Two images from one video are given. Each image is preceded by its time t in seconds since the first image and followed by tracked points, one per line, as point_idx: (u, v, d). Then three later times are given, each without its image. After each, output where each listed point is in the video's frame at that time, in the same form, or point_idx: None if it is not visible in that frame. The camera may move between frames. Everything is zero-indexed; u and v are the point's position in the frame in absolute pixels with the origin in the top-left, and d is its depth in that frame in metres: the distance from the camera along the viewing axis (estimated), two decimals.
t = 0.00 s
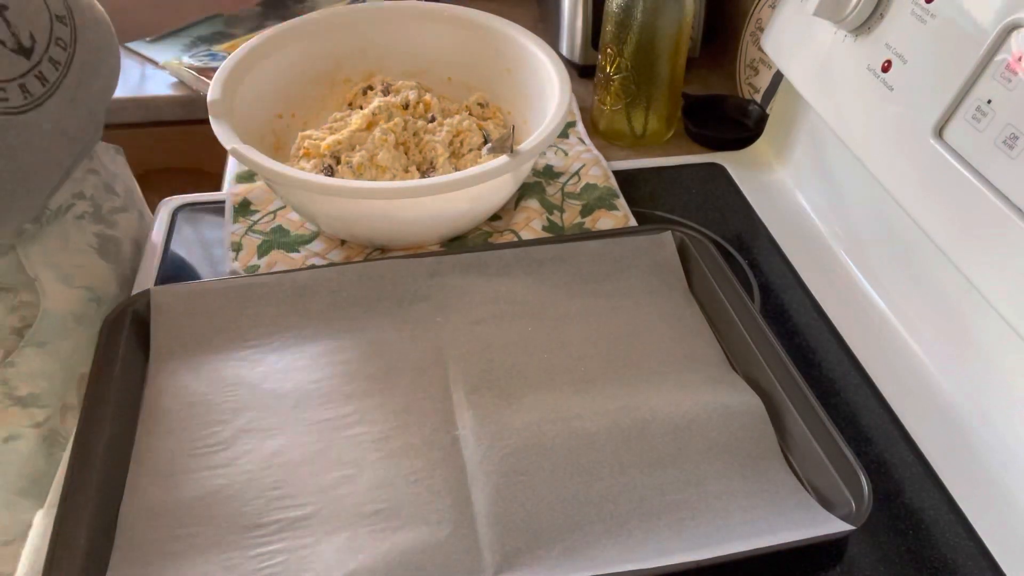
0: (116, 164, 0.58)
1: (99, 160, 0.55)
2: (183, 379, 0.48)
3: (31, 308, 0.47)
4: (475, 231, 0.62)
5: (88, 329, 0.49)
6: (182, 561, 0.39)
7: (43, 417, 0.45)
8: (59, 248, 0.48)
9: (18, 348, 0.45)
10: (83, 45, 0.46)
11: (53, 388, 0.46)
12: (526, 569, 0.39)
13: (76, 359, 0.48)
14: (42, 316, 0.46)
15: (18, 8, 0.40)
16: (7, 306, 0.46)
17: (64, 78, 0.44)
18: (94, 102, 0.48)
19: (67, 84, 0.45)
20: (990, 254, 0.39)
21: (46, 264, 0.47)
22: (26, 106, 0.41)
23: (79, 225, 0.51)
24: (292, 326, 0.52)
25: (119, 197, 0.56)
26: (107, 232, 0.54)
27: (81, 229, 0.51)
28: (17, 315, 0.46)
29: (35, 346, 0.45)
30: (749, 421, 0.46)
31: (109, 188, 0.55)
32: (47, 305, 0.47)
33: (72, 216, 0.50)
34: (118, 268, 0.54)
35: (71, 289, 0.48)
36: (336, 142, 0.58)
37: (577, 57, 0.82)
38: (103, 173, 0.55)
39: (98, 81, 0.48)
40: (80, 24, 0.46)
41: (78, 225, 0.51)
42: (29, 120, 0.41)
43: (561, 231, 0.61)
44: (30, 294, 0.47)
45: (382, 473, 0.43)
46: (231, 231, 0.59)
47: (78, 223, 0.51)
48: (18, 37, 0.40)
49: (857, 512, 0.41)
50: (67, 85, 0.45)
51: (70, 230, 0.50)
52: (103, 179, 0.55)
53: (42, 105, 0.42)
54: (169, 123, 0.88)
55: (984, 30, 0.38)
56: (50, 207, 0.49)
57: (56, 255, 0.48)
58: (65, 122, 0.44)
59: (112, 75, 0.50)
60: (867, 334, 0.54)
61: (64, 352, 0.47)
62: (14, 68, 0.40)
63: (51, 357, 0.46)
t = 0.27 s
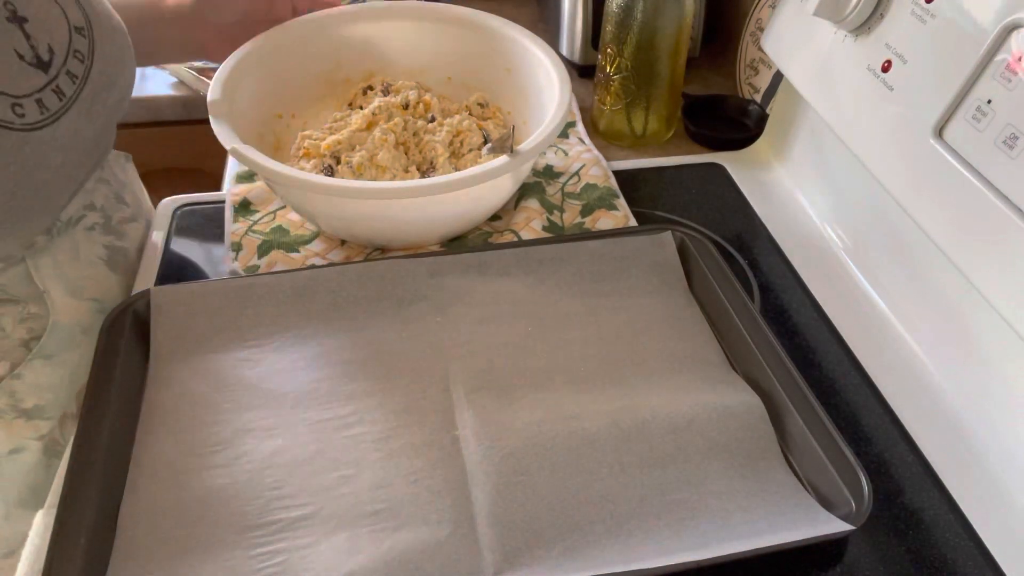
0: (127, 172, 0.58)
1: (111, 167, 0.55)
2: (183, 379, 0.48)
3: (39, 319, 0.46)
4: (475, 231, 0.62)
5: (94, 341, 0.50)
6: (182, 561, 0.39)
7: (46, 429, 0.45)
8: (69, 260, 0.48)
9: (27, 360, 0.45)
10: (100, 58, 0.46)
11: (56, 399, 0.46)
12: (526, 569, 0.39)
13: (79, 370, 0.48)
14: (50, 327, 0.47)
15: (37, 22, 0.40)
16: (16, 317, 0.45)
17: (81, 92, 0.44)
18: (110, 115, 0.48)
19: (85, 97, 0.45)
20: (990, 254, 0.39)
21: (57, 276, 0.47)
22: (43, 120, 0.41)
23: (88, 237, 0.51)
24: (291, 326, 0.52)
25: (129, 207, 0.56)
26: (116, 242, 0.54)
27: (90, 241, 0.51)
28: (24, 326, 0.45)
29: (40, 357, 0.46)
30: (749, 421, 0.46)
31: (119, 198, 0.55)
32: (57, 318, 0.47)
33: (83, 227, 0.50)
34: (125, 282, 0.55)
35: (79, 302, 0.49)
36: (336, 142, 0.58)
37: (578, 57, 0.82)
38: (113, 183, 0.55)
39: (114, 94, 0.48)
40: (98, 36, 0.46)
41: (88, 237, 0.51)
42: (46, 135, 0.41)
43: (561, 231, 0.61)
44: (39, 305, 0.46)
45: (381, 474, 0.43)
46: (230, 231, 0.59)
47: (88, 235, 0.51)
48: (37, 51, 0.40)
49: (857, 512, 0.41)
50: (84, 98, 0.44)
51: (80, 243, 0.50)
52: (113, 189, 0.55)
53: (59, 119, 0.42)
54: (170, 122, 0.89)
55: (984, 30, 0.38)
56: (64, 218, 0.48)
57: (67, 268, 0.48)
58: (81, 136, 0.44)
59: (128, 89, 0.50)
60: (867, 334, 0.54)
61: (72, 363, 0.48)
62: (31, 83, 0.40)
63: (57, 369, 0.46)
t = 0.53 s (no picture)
0: (131, 187, 0.58)
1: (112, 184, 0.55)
2: (183, 379, 0.48)
3: (27, 338, 0.47)
4: (475, 231, 0.62)
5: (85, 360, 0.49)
6: (182, 561, 0.39)
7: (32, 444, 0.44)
8: (58, 279, 0.49)
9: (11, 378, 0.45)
10: (107, 89, 0.47)
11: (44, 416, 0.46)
12: (526, 569, 0.39)
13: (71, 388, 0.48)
14: (38, 346, 0.47)
15: (46, 58, 0.41)
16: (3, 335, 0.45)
17: (82, 125, 0.45)
18: (114, 144, 0.49)
19: (86, 130, 0.46)
20: (989, 255, 0.40)
21: (46, 295, 0.47)
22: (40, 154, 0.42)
23: (82, 256, 0.51)
24: (291, 326, 0.52)
25: (129, 224, 0.56)
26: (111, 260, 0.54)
27: (83, 260, 0.51)
28: (10, 345, 0.46)
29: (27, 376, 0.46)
30: (749, 421, 0.46)
31: (120, 216, 0.55)
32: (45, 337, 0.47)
33: (75, 246, 0.50)
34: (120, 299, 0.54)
35: (67, 321, 0.49)
36: (338, 143, 0.58)
37: (578, 57, 0.82)
38: (115, 200, 0.55)
39: (117, 124, 0.49)
40: (109, 66, 0.47)
41: (81, 256, 0.51)
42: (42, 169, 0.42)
43: (562, 231, 0.61)
44: (27, 323, 0.47)
45: (381, 473, 0.43)
46: (230, 231, 0.59)
47: (81, 254, 0.51)
48: (42, 85, 0.41)
49: (857, 512, 0.41)
50: (86, 131, 0.45)
51: (71, 263, 0.50)
52: (115, 207, 0.55)
53: (55, 153, 0.43)
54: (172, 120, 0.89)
55: (984, 30, 0.38)
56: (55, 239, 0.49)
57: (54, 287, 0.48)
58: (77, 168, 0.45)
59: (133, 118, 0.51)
60: (867, 334, 0.54)
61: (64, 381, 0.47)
62: (30, 118, 0.41)
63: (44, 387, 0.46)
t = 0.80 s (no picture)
0: (134, 196, 0.59)
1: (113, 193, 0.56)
2: (184, 379, 0.48)
3: (22, 346, 0.48)
4: (475, 231, 0.62)
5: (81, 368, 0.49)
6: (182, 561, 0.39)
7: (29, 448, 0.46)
8: (56, 287, 0.50)
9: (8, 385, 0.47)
10: (110, 101, 0.47)
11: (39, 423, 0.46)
12: (526, 568, 0.39)
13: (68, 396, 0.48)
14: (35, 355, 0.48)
15: (47, 68, 0.41)
16: None
17: (82, 136, 0.45)
18: (115, 154, 0.49)
19: (87, 141, 0.45)
20: (989, 255, 0.40)
21: (42, 302, 0.49)
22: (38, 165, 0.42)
23: (80, 265, 0.52)
24: (292, 325, 0.52)
25: (131, 232, 0.57)
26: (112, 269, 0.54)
27: (81, 268, 0.52)
28: (7, 352, 0.47)
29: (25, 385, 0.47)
30: (749, 421, 0.46)
31: (120, 224, 0.56)
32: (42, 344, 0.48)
33: (73, 255, 0.51)
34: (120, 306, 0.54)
35: (67, 330, 0.50)
36: (337, 146, 0.58)
37: (578, 57, 0.82)
38: (115, 209, 0.56)
39: (120, 136, 0.49)
40: (112, 79, 0.47)
41: (80, 264, 0.52)
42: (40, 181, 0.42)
43: (562, 231, 0.61)
44: (23, 332, 0.48)
45: (382, 473, 0.43)
46: (230, 231, 0.59)
47: (81, 263, 0.52)
48: (42, 95, 0.41)
49: (857, 512, 0.41)
50: (87, 142, 0.45)
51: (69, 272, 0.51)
52: (115, 215, 0.56)
53: (55, 166, 0.43)
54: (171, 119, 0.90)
55: (983, 30, 0.38)
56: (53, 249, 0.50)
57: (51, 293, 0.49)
58: (75, 178, 0.45)
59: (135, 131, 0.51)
60: (867, 334, 0.54)
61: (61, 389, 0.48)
62: (29, 131, 0.41)
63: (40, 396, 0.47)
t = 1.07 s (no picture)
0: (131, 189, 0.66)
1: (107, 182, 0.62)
2: (184, 379, 0.48)
3: (18, 333, 0.50)
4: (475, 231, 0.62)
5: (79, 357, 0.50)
6: (182, 561, 0.39)
7: (27, 442, 0.47)
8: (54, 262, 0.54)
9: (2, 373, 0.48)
10: (98, 79, 0.58)
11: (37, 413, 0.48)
12: (525, 569, 0.39)
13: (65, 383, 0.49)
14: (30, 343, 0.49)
15: (36, 46, 0.52)
16: None
17: (70, 108, 0.55)
18: (108, 130, 0.60)
19: (77, 114, 0.56)
20: (990, 256, 0.40)
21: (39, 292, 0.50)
22: (23, 131, 0.52)
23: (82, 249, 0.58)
24: (291, 325, 0.52)
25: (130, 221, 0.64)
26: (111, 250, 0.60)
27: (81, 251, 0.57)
28: (3, 341, 0.49)
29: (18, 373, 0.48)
30: (749, 421, 0.46)
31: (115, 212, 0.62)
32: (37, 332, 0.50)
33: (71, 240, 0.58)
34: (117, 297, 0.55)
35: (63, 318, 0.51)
36: (335, 153, 0.58)
37: (578, 57, 0.81)
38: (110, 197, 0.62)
39: (112, 113, 0.60)
40: (99, 58, 0.58)
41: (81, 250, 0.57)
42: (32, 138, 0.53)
43: (561, 231, 0.61)
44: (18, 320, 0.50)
45: (382, 473, 0.43)
46: (230, 230, 0.59)
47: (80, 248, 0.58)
48: (28, 69, 0.52)
49: (858, 512, 0.41)
50: (74, 116, 0.56)
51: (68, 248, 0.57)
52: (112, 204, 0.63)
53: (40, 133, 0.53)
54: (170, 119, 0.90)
55: (984, 29, 0.38)
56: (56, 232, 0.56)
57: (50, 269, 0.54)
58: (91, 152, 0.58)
59: (128, 110, 0.63)
60: (867, 334, 0.54)
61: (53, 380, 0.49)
62: (15, 101, 0.51)
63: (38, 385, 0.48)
